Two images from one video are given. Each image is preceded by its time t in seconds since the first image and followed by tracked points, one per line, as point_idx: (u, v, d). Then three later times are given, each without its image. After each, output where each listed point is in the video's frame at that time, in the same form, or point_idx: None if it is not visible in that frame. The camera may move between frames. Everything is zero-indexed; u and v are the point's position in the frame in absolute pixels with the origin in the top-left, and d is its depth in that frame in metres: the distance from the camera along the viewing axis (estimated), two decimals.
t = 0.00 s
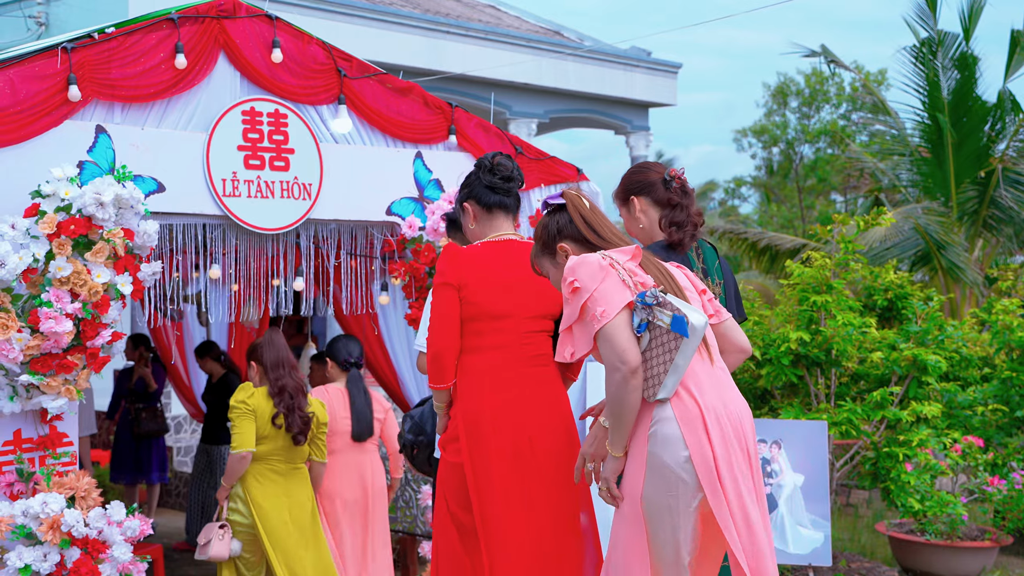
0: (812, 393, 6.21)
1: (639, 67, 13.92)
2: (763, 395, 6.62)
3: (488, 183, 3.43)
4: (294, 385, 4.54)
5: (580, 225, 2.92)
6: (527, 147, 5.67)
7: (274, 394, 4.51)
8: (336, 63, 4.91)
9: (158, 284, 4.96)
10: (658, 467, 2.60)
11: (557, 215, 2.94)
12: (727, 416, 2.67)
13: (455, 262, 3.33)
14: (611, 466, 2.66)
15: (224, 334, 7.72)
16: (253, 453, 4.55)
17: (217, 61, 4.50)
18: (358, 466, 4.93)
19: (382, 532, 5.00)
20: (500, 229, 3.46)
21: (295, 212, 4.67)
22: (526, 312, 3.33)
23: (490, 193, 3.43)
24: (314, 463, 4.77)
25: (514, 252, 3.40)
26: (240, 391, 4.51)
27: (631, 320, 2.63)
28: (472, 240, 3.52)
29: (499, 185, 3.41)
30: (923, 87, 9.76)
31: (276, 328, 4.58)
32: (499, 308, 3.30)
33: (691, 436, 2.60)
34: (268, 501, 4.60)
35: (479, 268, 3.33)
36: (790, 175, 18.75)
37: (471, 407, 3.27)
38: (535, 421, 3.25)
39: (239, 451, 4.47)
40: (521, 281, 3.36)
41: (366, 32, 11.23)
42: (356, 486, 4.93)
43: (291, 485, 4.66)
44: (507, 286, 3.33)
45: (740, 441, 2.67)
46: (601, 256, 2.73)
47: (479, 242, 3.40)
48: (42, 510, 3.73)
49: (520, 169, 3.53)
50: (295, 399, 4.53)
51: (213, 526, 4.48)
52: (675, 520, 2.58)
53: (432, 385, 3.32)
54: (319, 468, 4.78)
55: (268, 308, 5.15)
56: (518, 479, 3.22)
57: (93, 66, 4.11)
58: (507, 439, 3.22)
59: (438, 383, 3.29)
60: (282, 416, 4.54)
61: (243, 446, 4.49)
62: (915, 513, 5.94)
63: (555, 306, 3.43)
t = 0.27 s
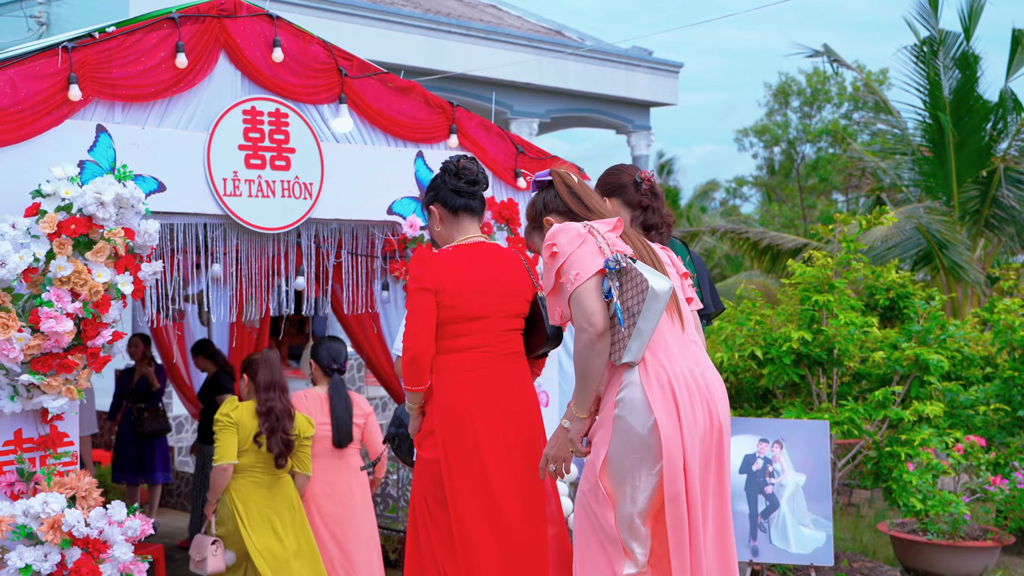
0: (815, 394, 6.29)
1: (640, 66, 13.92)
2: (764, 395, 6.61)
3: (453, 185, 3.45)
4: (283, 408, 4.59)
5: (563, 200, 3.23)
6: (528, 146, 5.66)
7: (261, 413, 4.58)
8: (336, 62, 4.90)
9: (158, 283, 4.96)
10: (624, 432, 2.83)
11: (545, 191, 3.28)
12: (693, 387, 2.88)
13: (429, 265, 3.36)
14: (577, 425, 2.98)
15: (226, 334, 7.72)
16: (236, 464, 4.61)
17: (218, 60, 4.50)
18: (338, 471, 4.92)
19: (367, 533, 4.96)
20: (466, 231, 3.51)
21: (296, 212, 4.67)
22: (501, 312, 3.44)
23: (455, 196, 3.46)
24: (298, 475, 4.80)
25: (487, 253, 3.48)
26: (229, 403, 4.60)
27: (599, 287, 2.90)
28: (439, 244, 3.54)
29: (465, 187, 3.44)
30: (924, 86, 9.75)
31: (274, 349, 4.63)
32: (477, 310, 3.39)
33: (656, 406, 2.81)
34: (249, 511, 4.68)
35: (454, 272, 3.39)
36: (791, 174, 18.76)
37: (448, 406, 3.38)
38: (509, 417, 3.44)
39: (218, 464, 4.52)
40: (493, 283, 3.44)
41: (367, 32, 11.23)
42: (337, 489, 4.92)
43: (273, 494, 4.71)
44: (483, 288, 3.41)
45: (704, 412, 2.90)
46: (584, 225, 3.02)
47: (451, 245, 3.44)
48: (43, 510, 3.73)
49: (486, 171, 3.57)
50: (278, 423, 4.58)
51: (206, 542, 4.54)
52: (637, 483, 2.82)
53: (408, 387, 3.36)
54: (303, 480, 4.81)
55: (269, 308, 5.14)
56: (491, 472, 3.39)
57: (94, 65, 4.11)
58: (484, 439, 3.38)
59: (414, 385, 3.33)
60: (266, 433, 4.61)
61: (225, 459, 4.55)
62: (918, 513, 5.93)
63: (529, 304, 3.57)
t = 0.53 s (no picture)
0: (817, 394, 6.28)
1: (641, 66, 13.91)
2: (766, 395, 6.61)
3: (438, 185, 3.65)
4: (270, 420, 4.66)
5: (569, 181, 3.29)
6: (530, 146, 5.64)
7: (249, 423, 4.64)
8: (338, 62, 4.90)
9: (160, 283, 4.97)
10: (586, 435, 3.06)
11: (550, 170, 3.32)
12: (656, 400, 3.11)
13: (417, 264, 3.54)
14: (541, 417, 3.21)
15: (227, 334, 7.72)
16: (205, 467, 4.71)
17: (220, 60, 4.50)
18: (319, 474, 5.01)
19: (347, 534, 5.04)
20: (451, 230, 3.71)
21: (298, 212, 4.66)
22: (486, 310, 3.62)
23: (440, 196, 3.65)
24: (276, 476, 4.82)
25: (472, 252, 3.67)
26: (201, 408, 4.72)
27: (586, 287, 3.05)
28: (425, 242, 3.74)
29: (450, 188, 3.64)
30: (926, 86, 9.73)
31: (260, 360, 4.68)
32: (463, 307, 3.58)
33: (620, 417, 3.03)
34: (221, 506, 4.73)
35: (441, 271, 3.57)
36: (792, 174, 18.75)
37: (435, 407, 3.56)
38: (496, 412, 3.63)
39: (186, 466, 4.63)
40: (478, 282, 3.63)
41: (369, 32, 11.22)
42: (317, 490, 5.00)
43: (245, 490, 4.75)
44: (468, 286, 3.60)
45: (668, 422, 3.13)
46: (585, 218, 3.14)
47: (438, 245, 3.64)
48: (44, 510, 3.73)
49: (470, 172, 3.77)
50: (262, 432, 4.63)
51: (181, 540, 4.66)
52: (599, 491, 3.05)
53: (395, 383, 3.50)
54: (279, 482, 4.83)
55: (270, 308, 5.14)
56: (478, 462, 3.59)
57: (96, 65, 4.11)
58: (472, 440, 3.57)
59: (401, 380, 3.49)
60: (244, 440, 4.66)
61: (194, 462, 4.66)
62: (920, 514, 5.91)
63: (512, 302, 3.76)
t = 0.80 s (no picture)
0: (820, 394, 6.27)
1: (644, 66, 13.91)
2: (769, 395, 6.60)
3: (439, 198, 3.68)
4: (238, 424, 4.77)
5: (562, 175, 3.08)
6: (533, 146, 5.63)
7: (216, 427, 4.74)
8: (341, 62, 4.89)
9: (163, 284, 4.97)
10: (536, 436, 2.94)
11: (546, 158, 3.11)
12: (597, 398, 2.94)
13: (416, 277, 3.58)
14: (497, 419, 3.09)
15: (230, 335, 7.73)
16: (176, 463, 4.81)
17: (223, 61, 4.50)
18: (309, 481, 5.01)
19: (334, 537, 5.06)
20: (451, 242, 3.73)
21: (301, 212, 4.66)
22: (484, 320, 3.65)
23: (440, 208, 3.68)
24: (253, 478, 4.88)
25: (472, 263, 3.69)
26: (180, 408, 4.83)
27: (548, 307, 2.88)
28: (425, 254, 3.76)
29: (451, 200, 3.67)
30: (929, 87, 9.72)
31: (235, 363, 4.85)
32: (462, 318, 3.61)
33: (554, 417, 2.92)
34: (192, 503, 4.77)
35: (441, 282, 3.60)
36: (794, 174, 18.74)
37: (435, 413, 3.64)
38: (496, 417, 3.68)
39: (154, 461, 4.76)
40: (478, 294, 3.65)
41: (371, 32, 11.22)
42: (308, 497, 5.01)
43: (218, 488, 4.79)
44: (467, 297, 3.62)
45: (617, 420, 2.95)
46: (560, 230, 2.94)
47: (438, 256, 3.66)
48: (48, 510, 3.73)
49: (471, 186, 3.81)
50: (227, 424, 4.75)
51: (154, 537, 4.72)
52: (550, 491, 2.92)
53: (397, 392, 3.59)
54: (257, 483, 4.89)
55: (273, 308, 5.14)
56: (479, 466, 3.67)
57: (99, 65, 4.11)
58: (467, 442, 3.64)
59: (402, 389, 3.57)
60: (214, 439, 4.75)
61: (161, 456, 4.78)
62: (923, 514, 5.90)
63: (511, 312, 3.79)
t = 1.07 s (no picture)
0: (823, 394, 6.26)
1: (645, 66, 13.89)
2: (772, 395, 6.58)
3: (439, 200, 3.60)
4: (227, 420, 4.94)
5: (545, 178, 3.22)
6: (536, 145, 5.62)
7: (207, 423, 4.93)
8: (344, 61, 4.88)
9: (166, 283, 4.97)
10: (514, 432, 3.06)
11: (533, 160, 3.26)
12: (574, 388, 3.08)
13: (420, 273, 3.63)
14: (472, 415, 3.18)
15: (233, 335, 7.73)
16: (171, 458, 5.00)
17: (225, 60, 4.49)
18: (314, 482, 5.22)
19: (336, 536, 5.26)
20: (452, 243, 3.65)
21: (304, 211, 4.65)
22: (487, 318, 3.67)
23: (441, 211, 3.60)
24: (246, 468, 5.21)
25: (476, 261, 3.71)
26: (174, 411, 4.98)
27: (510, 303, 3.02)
28: (425, 253, 3.69)
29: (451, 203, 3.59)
30: (931, 87, 9.70)
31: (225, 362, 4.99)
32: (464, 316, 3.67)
33: (532, 408, 3.03)
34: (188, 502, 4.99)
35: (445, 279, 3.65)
36: (796, 174, 18.73)
37: (440, 409, 3.66)
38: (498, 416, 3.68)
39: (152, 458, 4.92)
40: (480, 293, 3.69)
41: (373, 32, 11.21)
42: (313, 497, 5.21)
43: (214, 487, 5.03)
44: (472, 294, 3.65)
45: (594, 412, 3.07)
46: (531, 232, 3.06)
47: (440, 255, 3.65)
48: (50, 510, 3.72)
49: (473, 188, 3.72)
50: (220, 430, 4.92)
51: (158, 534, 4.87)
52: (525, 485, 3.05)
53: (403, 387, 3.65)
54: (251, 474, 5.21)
55: (275, 308, 5.13)
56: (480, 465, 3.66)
57: (102, 65, 4.11)
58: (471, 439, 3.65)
59: (407, 385, 3.63)
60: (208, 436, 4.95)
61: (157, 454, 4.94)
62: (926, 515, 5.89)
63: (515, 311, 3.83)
